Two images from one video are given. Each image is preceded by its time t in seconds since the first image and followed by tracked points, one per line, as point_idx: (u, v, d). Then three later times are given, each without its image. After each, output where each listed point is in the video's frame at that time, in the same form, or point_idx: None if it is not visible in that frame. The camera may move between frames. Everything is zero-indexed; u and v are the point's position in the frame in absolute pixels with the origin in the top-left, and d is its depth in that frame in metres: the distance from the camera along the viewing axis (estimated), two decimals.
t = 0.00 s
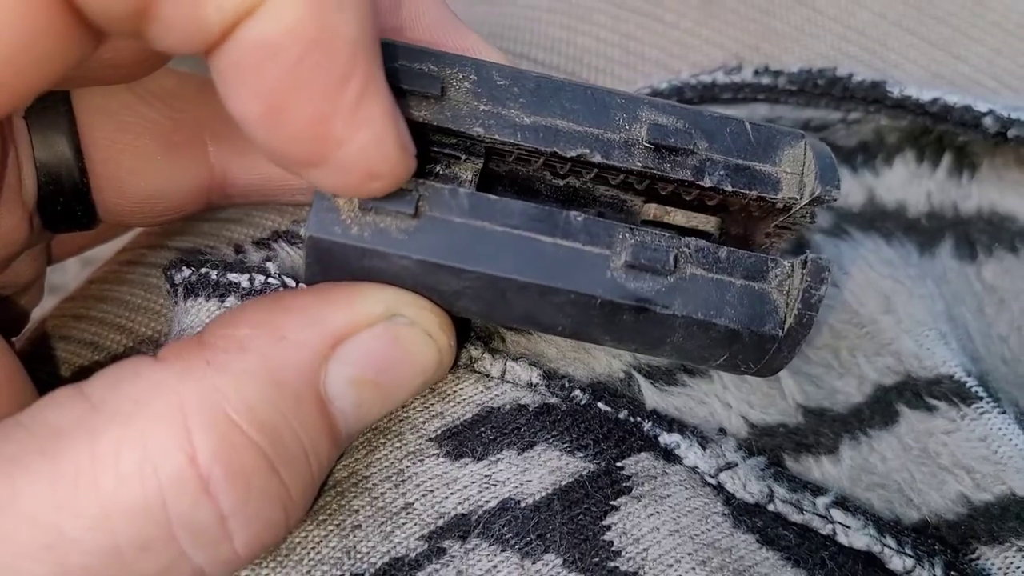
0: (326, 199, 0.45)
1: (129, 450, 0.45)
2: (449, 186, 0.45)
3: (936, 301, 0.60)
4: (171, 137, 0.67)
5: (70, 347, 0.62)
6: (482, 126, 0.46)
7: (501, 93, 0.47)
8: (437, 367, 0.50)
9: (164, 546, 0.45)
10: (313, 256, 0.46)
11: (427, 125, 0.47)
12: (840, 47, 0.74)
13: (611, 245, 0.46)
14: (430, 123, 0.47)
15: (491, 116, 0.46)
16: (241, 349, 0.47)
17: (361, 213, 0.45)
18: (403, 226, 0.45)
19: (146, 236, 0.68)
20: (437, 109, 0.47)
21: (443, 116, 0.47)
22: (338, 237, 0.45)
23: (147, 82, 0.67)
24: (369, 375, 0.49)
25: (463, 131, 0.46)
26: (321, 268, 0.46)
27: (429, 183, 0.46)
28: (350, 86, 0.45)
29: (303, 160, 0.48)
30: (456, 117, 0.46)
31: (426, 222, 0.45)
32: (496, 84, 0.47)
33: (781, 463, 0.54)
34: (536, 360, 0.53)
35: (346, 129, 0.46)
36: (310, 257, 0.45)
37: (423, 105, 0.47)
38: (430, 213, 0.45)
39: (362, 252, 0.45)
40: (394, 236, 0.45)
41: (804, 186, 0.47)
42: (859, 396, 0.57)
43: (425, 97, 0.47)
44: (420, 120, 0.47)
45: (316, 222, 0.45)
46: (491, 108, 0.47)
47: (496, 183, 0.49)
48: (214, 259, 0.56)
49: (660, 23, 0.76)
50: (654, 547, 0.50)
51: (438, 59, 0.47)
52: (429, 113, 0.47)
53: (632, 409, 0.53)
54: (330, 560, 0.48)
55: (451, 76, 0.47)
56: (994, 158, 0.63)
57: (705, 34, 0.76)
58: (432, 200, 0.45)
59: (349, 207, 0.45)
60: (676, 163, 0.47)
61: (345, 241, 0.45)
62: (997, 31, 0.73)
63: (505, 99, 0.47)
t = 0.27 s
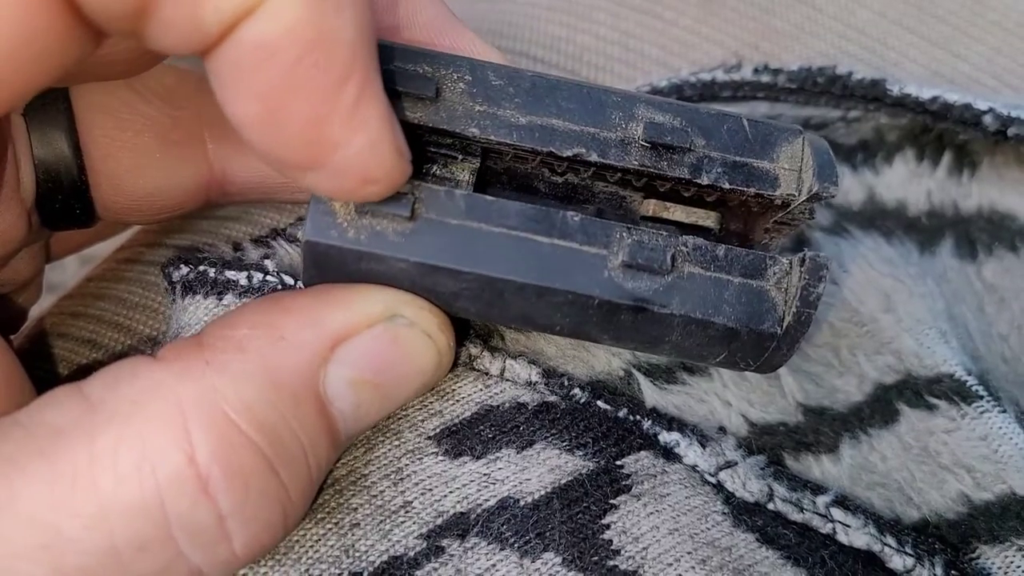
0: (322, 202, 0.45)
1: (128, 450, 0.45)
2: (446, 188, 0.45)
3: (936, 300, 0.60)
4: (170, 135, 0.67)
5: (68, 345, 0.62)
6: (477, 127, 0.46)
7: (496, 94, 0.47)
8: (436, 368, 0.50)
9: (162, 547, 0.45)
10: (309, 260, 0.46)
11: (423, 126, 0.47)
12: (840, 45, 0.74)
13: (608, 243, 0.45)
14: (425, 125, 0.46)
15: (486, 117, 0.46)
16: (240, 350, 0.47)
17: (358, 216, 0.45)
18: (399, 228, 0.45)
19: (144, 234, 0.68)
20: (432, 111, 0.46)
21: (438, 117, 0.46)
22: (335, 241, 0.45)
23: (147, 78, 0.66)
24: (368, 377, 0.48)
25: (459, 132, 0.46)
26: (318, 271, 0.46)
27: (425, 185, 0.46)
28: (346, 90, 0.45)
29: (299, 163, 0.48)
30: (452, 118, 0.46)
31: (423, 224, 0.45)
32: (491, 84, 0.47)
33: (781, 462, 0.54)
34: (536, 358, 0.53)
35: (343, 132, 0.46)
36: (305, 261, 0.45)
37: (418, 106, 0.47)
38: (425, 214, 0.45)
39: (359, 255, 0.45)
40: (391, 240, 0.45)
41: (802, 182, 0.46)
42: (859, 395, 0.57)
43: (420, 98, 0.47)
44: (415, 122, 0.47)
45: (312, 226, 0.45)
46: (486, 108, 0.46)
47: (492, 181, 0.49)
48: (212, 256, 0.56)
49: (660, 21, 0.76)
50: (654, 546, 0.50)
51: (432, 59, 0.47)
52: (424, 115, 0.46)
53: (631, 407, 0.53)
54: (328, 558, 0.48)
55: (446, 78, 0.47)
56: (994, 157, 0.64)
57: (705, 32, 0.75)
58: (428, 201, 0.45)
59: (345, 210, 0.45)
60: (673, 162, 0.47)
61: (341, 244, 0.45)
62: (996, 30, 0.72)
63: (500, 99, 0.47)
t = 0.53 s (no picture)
0: (324, 195, 0.45)
1: (129, 447, 0.45)
2: (448, 182, 0.45)
3: (936, 300, 0.60)
4: (170, 134, 0.67)
5: (69, 344, 0.62)
6: (479, 122, 0.46)
7: (499, 89, 0.47)
8: (437, 364, 0.50)
9: (163, 544, 0.45)
10: (311, 254, 0.45)
11: (426, 121, 0.47)
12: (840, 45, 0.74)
13: (609, 239, 0.45)
14: (428, 120, 0.46)
15: (488, 112, 0.46)
16: (241, 346, 0.47)
17: (359, 210, 0.45)
18: (401, 222, 0.45)
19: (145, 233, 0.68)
20: (435, 106, 0.46)
21: (441, 112, 0.46)
22: (337, 234, 0.44)
23: (147, 78, 0.65)
24: (369, 373, 0.49)
25: (461, 127, 0.46)
26: (319, 266, 0.46)
27: (427, 179, 0.46)
28: (351, 83, 0.45)
29: (302, 155, 0.48)
30: (455, 113, 0.46)
31: (425, 218, 0.45)
32: (493, 80, 0.47)
33: (781, 461, 0.54)
34: (536, 358, 0.53)
35: (347, 125, 0.46)
36: (307, 255, 0.45)
37: (421, 101, 0.47)
38: (427, 208, 0.45)
39: (361, 249, 0.44)
40: (393, 233, 0.45)
41: (802, 179, 0.46)
42: (858, 394, 0.57)
43: (423, 94, 0.47)
44: (419, 117, 0.47)
45: (314, 219, 0.44)
46: (488, 104, 0.46)
47: (493, 179, 0.49)
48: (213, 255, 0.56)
49: (661, 21, 0.76)
50: (654, 545, 0.50)
51: (435, 56, 0.47)
52: (426, 110, 0.47)
53: (632, 407, 0.53)
54: (328, 557, 0.48)
55: (450, 73, 0.47)
56: (994, 157, 0.63)
57: (705, 32, 0.76)
58: (430, 195, 0.45)
59: (348, 204, 0.45)
60: (674, 159, 0.47)
61: (343, 237, 0.44)
62: (995, 30, 0.73)
63: (502, 95, 0.47)
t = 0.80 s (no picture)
0: (311, 179, 0.44)
1: (100, 446, 0.43)
2: (438, 168, 0.44)
3: (932, 311, 0.60)
4: (157, 146, 0.66)
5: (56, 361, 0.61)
6: (470, 111, 0.45)
7: (488, 80, 0.46)
8: (423, 357, 0.48)
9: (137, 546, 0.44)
10: (298, 239, 0.44)
11: (416, 110, 0.46)
12: (834, 49, 0.73)
13: (603, 223, 0.44)
14: (417, 108, 0.46)
15: (478, 102, 0.46)
16: (217, 343, 0.46)
17: (349, 192, 0.44)
18: (390, 205, 0.44)
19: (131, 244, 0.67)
20: (425, 96, 0.46)
21: (432, 102, 0.46)
22: (325, 218, 0.43)
23: (136, 92, 0.65)
24: (352, 367, 0.48)
25: (450, 115, 0.45)
26: (306, 252, 0.45)
27: (418, 164, 0.44)
28: (335, 57, 0.45)
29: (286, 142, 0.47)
30: (444, 102, 0.46)
31: (414, 201, 0.44)
32: (483, 72, 0.46)
33: (777, 477, 0.53)
34: (528, 375, 0.53)
35: (331, 103, 0.46)
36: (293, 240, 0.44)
37: (412, 92, 0.46)
38: (416, 192, 0.44)
39: (348, 231, 0.43)
40: (383, 217, 0.43)
41: (795, 165, 0.45)
42: (855, 407, 0.56)
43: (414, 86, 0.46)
44: (408, 106, 0.46)
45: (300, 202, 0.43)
46: (478, 94, 0.46)
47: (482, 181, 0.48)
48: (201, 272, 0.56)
49: (654, 28, 0.76)
50: (649, 565, 0.49)
51: (418, 69, 0.46)
52: (417, 99, 0.46)
53: (625, 423, 0.52)
54: None
55: (439, 65, 0.46)
56: (989, 164, 0.64)
57: (698, 39, 0.75)
58: (420, 179, 0.44)
59: (336, 187, 0.44)
60: (665, 146, 0.46)
61: (330, 220, 0.43)
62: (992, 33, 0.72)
63: (492, 85, 0.46)
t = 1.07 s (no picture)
0: (272, 183, 0.43)
1: (47, 469, 0.43)
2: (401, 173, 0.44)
3: (913, 333, 0.59)
4: (126, 182, 0.66)
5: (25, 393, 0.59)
6: (433, 120, 0.45)
7: (452, 92, 0.45)
8: (381, 367, 0.47)
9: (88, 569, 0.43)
10: (257, 244, 0.43)
11: (380, 119, 0.45)
12: (814, 64, 0.73)
13: (567, 227, 0.44)
14: (381, 117, 0.45)
15: (442, 112, 0.45)
16: (163, 356, 0.45)
17: (309, 195, 0.43)
18: (351, 208, 0.43)
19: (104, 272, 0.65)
20: (389, 105, 0.45)
21: (395, 111, 0.45)
22: (284, 219, 0.42)
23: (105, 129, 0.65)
24: (305, 377, 0.47)
25: (414, 125, 0.45)
26: (266, 260, 0.44)
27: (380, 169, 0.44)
28: (286, 57, 0.45)
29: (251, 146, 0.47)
30: (408, 112, 0.45)
31: (375, 204, 0.43)
32: (447, 84, 0.46)
33: (756, 507, 0.52)
34: (502, 407, 0.52)
35: (285, 104, 0.46)
36: (253, 245, 0.43)
37: (375, 102, 0.46)
38: (378, 196, 0.43)
39: (310, 235, 0.43)
40: (343, 219, 0.43)
41: (761, 173, 0.45)
42: (834, 433, 0.55)
43: (377, 95, 0.46)
44: (372, 115, 0.45)
45: (260, 205, 0.43)
46: (442, 104, 0.45)
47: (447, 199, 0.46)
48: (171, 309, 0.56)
49: (633, 46, 0.75)
50: None
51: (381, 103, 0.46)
52: (380, 107, 0.45)
53: (601, 455, 0.51)
54: None
55: (403, 76, 0.46)
56: (970, 181, 0.63)
57: (677, 56, 0.74)
58: (382, 185, 0.43)
59: (297, 191, 0.43)
60: (630, 155, 0.45)
61: (293, 223, 0.42)
62: (976, 45, 0.73)
63: (456, 96, 0.45)
